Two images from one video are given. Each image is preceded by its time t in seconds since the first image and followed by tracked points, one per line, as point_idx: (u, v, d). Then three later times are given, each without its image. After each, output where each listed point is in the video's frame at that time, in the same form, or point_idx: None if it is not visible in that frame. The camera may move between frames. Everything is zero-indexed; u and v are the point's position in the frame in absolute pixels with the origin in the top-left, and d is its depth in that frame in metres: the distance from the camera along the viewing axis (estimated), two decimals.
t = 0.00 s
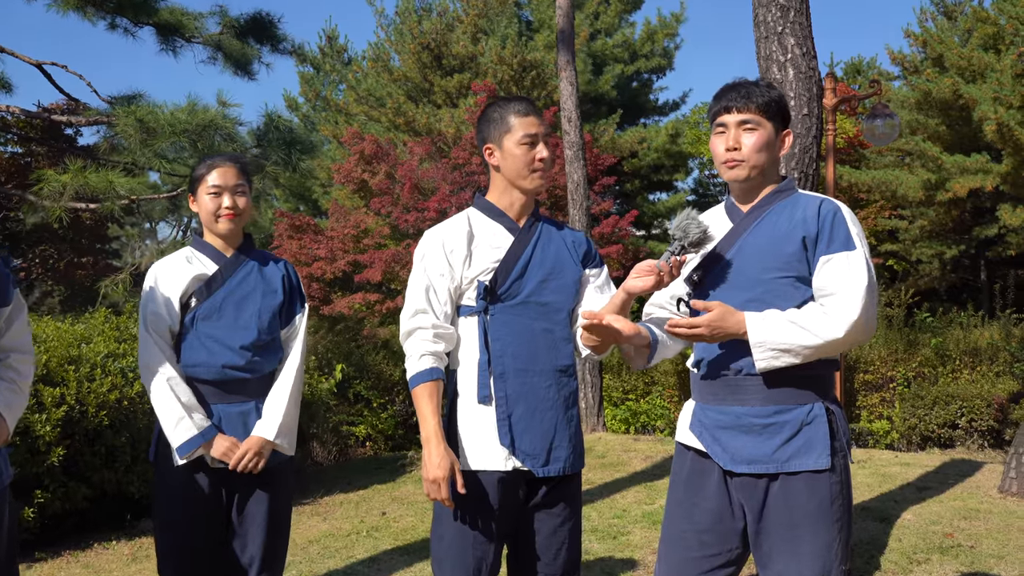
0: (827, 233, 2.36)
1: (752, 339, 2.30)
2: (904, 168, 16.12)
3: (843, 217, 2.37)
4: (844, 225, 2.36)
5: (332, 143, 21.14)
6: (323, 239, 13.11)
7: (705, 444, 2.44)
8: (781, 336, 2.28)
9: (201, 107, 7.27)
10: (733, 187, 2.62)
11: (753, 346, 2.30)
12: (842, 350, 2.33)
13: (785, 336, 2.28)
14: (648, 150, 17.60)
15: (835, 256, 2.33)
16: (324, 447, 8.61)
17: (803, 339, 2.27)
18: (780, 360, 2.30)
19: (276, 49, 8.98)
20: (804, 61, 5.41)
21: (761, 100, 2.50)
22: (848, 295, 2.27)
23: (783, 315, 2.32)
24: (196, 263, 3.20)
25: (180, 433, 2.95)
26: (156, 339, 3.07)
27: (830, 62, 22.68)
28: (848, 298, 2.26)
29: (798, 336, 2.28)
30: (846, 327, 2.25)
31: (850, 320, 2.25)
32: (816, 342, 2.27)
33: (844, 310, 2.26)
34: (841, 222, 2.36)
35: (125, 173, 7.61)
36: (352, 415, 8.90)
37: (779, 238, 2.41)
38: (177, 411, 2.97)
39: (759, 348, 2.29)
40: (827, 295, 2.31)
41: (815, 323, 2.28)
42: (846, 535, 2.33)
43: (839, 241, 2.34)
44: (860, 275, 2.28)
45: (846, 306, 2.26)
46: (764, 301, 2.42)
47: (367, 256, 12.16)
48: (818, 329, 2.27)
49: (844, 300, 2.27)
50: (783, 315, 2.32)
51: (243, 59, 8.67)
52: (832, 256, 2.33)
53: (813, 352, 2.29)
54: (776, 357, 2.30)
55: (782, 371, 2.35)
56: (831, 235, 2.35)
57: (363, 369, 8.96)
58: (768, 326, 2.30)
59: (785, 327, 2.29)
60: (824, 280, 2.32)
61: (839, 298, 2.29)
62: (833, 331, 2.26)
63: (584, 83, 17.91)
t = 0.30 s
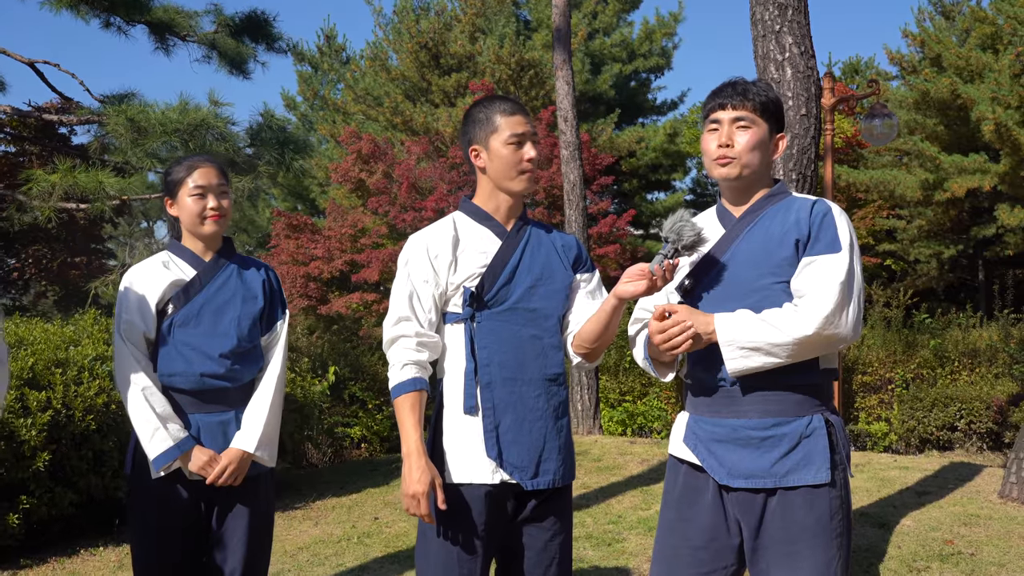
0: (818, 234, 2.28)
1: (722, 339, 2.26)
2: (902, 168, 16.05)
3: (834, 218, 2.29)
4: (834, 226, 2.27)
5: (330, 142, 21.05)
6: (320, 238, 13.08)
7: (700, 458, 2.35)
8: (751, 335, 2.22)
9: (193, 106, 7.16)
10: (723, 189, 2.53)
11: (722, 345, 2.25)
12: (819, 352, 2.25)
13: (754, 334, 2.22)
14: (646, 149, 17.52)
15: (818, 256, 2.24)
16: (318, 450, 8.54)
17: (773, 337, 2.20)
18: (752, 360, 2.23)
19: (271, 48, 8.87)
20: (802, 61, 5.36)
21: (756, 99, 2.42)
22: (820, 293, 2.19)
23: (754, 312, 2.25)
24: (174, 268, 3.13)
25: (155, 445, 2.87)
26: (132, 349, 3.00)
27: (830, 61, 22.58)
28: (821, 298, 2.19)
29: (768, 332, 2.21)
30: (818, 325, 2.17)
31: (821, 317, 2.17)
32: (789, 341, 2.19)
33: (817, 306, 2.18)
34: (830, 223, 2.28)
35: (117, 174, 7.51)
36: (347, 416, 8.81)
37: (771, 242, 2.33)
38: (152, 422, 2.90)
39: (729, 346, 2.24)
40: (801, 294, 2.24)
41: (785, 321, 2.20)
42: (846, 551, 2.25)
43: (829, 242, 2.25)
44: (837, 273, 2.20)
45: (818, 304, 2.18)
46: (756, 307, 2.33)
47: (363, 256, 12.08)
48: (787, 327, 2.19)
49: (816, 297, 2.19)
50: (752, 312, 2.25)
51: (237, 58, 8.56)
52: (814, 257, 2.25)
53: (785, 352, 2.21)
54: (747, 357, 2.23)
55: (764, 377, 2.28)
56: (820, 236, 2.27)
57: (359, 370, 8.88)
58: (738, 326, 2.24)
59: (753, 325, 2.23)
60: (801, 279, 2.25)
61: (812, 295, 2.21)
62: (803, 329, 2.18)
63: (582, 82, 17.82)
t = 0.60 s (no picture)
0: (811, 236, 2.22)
1: (721, 350, 2.19)
2: (898, 169, 16.03)
3: (827, 219, 2.23)
4: (828, 227, 2.21)
5: (326, 142, 20.97)
6: (315, 239, 13.00)
7: (692, 466, 2.29)
8: (750, 345, 2.16)
9: (184, 105, 7.07)
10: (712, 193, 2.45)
11: (721, 356, 2.19)
12: (819, 360, 2.19)
13: (753, 344, 2.16)
14: (642, 150, 17.47)
15: (814, 260, 2.18)
16: (311, 452, 8.47)
17: (772, 347, 2.14)
18: (751, 370, 2.17)
19: (265, 48, 8.77)
20: (798, 60, 5.32)
21: (745, 103, 2.32)
22: (820, 300, 2.13)
23: (753, 322, 2.19)
24: (153, 270, 3.06)
25: (137, 453, 2.80)
26: (112, 353, 2.92)
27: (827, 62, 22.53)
28: (820, 306, 2.12)
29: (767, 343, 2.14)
30: (816, 334, 2.11)
31: (821, 326, 2.11)
32: (788, 351, 2.13)
33: (816, 315, 2.12)
34: (824, 225, 2.21)
35: (107, 174, 7.42)
36: (341, 418, 8.73)
37: (763, 244, 2.27)
38: (134, 428, 2.82)
39: (728, 358, 2.18)
40: (801, 301, 2.18)
41: (785, 329, 2.14)
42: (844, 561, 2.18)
43: (821, 245, 2.19)
44: (837, 278, 2.14)
45: (817, 312, 2.12)
46: (748, 311, 2.26)
47: (358, 256, 12.02)
48: (787, 336, 2.13)
49: (816, 305, 2.13)
50: (752, 322, 2.19)
51: (230, 57, 8.48)
52: (811, 260, 2.19)
53: (786, 362, 2.15)
54: (746, 369, 2.18)
55: (757, 384, 2.22)
56: (812, 239, 2.20)
57: (353, 371, 8.80)
58: (737, 335, 2.19)
59: (752, 334, 2.17)
60: (800, 284, 2.18)
61: (811, 303, 2.15)
62: (804, 337, 2.11)
63: (578, 83, 17.77)
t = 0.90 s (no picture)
0: (805, 236, 2.17)
1: (720, 356, 2.14)
2: (894, 170, 16.01)
3: (821, 219, 2.19)
4: (823, 228, 2.17)
5: (321, 142, 20.89)
6: (310, 240, 12.97)
7: (685, 472, 2.24)
8: (749, 351, 2.11)
9: (174, 104, 6.99)
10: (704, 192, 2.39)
11: (720, 363, 2.14)
12: (817, 363, 2.15)
13: (752, 350, 2.11)
14: (638, 150, 17.43)
15: (811, 261, 2.14)
16: (304, 454, 8.40)
17: (773, 351, 2.09)
18: (751, 376, 2.12)
19: (259, 47, 8.69)
20: (793, 59, 5.29)
21: (738, 98, 2.27)
22: (820, 302, 2.09)
23: (752, 326, 2.14)
24: (136, 270, 3.01)
25: (121, 457, 2.74)
26: (94, 355, 2.86)
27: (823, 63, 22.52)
28: (821, 308, 2.08)
29: (768, 348, 2.10)
30: (817, 337, 2.07)
31: (822, 328, 2.07)
32: (789, 355, 2.09)
33: (817, 318, 2.08)
34: (818, 225, 2.17)
35: (97, 173, 7.34)
36: (334, 419, 8.65)
37: (756, 243, 2.21)
38: (117, 432, 2.76)
39: (728, 365, 2.12)
40: (800, 303, 2.13)
41: (785, 332, 2.10)
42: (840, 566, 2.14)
43: (817, 245, 2.15)
44: (837, 278, 2.10)
45: (818, 315, 2.08)
46: (742, 313, 2.21)
47: (352, 257, 11.95)
48: (788, 339, 2.09)
49: (816, 306, 2.09)
50: (751, 327, 2.14)
51: (223, 56, 8.41)
52: (807, 261, 2.15)
53: (787, 367, 2.11)
54: (746, 374, 2.13)
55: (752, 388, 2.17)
56: (808, 239, 2.17)
57: (346, 372, 8.74)
58: (735, 340, 2.13)
59: (750, 339, 2.12)
60: (798, 285, 2.14)
61: (810, 306, 2.10)
62: (804, 341, 2.07)
63: (573, 83, 17.72)
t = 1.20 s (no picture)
0: (812, 239, 2.13)
1: (729, 360, 2.09)
2: (887, 171, 16.04)
3: (828, 223, 2.15)
4: (831, 232, 2.13)
5: (314, 143, 20.81)
6: (303, 241, 12.89)
7: (682, 477, 2.20)
8: (760, 356, 2.06)
9: (166, 104, 6.92)
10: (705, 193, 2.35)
11: (730, 367, 2.09)
12: (825, 370, 2.11)
13: (764, 356, 2.06)
14: (631, 152, 17.41)
15: (821, 266, 2.10)
16: (296, 456, 8.34)
17: (784, 358, 2.05)
18: (761, 382, 2.08)
19: (251, 47, 8.63)
20: (788, 58, 5.27)
21: (743, 97, 2.23)
22: (833, 309, 2.05)
23: (763, 331, 2.09)
24: (123, 272, 2.96)
25: (106, 462, 2.68)
26: (80, 358, 2.81)
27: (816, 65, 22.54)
28: (835, 315, 2.05)
29: (780, 354, 2.06)
30: (830, 346, 2.03)
31: (834, 336, 2.03)
32: (801, 362, 2.05)
33: (829, 326, 2.04)
34: (826, 229, 2.13)
35: (87, 173, 7.27)
36: (327, 421, 8.56)
37: (760, 246, 2.17)
38: (102, 436, 2.71)
39: (737, 369, 2.08)
40: (810, 309, 2.10)
41: (799, 339, 2.05)
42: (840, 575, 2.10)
43: (827, 249, 2.11)
44: (848, 285, 2.06)
45: (830, 322, 2.04)
46: (744, 317, 2.17)
47: (345, 257, 11.89)
48: (801, 346, 2.05)
49: (829, 313, 2.05)
50: (762, 331, 2.09)
51: (216, 56, 8.34)
52: (817, 266, 2.11)
53: (798, 374, 2.07)
54: (755, 380, 2.08)
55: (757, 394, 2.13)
56: (816, 243, 2.12)
57: (339, 374, 8.67)
58: (744, 345, 2.09)
59: (762, 344, 2.07)
60: (807, 291, 2.11)
61: (823, 313, 2.07)
62: (817, 348, 2.04)
63: (567, 84, 17.70)
